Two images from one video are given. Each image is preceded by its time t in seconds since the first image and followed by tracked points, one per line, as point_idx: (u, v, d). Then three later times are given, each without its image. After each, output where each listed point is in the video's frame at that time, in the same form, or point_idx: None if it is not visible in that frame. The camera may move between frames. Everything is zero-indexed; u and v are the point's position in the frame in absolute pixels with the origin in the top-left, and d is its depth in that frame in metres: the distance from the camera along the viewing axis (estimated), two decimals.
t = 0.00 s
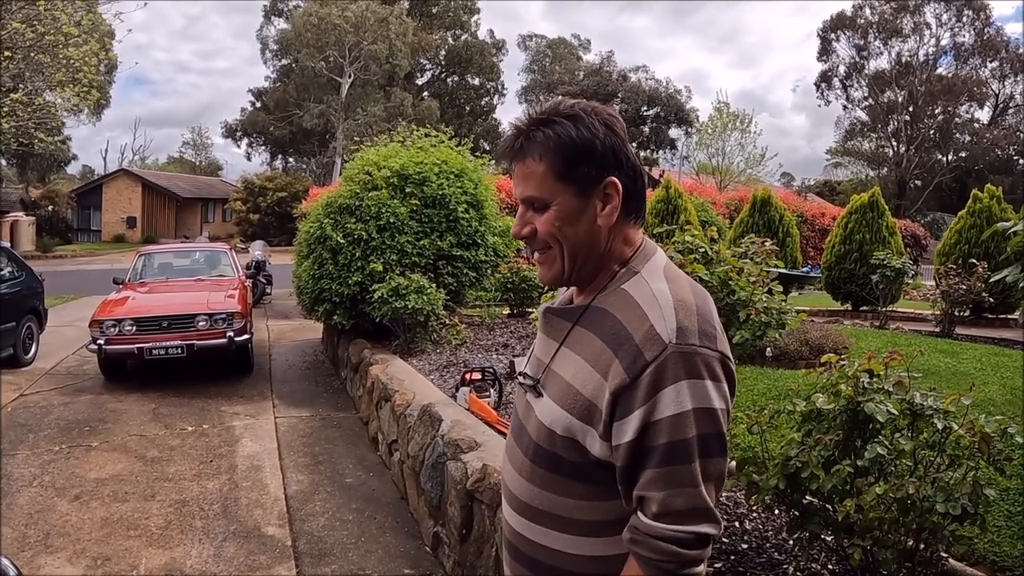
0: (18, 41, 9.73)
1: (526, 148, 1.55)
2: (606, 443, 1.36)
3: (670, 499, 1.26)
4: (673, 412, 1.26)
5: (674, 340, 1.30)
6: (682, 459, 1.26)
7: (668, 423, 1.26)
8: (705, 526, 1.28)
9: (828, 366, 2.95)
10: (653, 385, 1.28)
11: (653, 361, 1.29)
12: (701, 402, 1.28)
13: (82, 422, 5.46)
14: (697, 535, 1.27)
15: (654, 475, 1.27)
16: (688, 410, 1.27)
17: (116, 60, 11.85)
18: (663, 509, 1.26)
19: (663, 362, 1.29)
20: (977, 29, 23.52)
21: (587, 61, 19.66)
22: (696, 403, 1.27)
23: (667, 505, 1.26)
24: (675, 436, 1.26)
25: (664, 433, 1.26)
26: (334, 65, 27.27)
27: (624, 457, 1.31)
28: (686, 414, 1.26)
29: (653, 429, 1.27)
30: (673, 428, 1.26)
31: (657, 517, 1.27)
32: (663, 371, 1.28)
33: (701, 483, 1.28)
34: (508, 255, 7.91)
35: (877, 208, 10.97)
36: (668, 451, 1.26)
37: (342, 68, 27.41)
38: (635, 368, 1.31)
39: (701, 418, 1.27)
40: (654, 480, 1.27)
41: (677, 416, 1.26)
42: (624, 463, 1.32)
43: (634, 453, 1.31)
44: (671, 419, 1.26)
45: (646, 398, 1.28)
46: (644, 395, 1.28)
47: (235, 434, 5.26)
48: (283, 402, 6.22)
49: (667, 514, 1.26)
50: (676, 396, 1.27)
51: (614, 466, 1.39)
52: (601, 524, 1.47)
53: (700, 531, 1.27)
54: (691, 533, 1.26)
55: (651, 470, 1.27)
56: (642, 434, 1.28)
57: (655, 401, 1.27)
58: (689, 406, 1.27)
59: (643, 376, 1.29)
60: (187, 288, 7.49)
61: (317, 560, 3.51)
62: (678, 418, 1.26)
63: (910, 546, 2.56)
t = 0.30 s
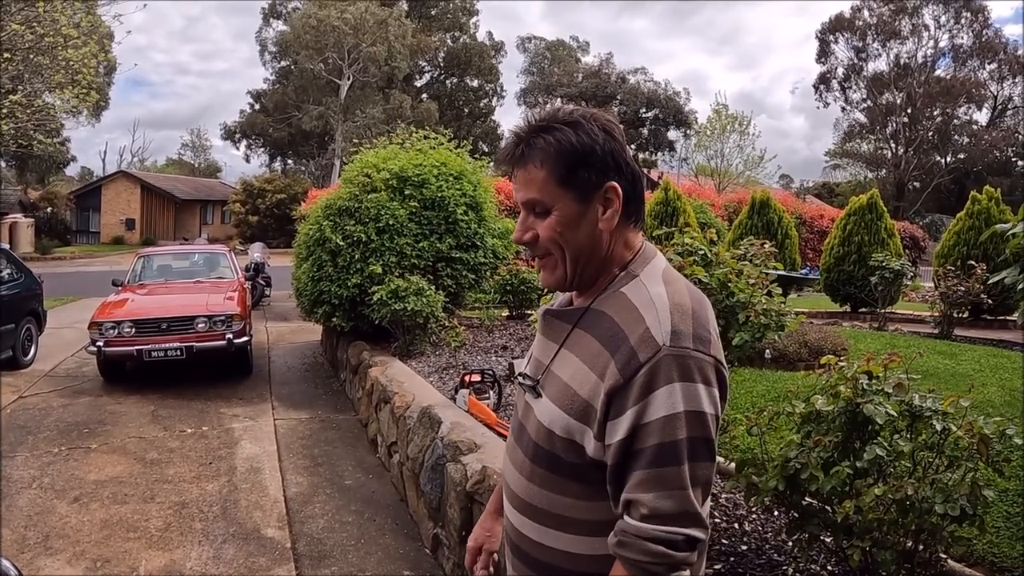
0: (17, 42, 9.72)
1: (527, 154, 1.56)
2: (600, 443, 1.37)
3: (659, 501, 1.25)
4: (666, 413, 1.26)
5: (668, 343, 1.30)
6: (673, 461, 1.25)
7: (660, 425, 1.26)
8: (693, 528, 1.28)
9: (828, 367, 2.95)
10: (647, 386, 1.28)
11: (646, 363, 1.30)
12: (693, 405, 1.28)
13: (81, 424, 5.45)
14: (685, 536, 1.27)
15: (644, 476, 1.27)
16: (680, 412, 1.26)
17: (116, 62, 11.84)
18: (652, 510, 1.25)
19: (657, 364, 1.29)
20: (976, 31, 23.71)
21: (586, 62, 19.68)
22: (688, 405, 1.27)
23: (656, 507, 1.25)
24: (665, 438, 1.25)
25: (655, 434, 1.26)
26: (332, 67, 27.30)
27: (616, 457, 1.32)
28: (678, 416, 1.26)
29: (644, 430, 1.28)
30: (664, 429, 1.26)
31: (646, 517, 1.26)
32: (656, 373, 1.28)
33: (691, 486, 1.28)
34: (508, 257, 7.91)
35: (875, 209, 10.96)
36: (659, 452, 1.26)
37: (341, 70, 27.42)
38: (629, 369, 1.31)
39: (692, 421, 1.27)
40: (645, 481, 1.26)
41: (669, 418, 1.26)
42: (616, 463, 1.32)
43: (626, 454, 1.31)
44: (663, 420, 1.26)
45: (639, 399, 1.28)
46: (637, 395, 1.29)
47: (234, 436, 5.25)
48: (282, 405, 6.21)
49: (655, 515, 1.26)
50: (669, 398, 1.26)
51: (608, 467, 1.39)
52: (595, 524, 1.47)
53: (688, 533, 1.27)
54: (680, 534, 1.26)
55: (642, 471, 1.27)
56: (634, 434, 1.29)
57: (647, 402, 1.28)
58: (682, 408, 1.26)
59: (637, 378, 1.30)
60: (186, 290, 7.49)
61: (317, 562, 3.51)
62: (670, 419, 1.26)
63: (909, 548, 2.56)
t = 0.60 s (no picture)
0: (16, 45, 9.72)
1: (548, 149, 1.55)
2: (601, 442, 1.37)
3: (662, 498, 1.26)
4: (668, 412, 1.27)
5: (670, 343, 1.31)
6: (675, 459, 1.26)
7: (662, 424, 1.27)
8: (695, 524, 1.29)
9: (826, 370, 2.94)
10: (649, 386, 1.29)
11: (649, 363, 1.30)
12: (695, 404, 1.28)
13: (80, 427, 5.44)
14: (687, 532, 1.27)
15: (647, 474, 1.27)
16: (682, 411, 1.27)
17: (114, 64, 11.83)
18: (655, 507, 1.26)
19: (660, 363, 1.29)
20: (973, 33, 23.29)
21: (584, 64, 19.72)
22: (689, 404, 1.28)
23: (659, 504, 1.26)
24: (667, 436, 1.26)
25: (657, 433, 1.27)
26: (330, 69, 27.32)
27: (617, 455, 1.32)
28: (679, 414, 1.27)
29: (647, 429, 1.28)
30: (666, 428, 1.26)
31: (650, 515, 1.27)
32: (658, 373, 1.29)
33: (692, 483, 1.28)
34: (506, 259, 7.92)
35: (873, 211, 10.95)
36: (662, 450, 1.26)
37: (340, 72, 27.48)
38: (631, 369, 1.31)
39: (694, 419, 1.28)
40: (647, 479, 1.27)
41: (671, 417, 1.27)
42: (617, 462, 1.32)
43: (627, 453, 1.31)
44: (665, 419, 1.27)
45: (641, 399, 1.28)
46: (639, 394, 1.29)
47: (232, 438, 5.25)
48: (280, 407, 6.21)
49: (657, 512, 1.26)
50: (671, 397, 1.27)
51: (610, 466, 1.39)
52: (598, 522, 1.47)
53: (690, 529, 1.28)
54: (682, 531, 1.27)
55: (644, 469, 1.28)
56: (636, 434, 1.29)
57: (650, 402, 1.28)
58: (683, 407, 1.27)
59: (639, 377, 1.30)
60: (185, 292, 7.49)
61: (315, 564, 3.50)
62: (672, 418, 1.26)
63: (908, 550, 2.57)
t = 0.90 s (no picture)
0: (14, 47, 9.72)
1: (588, 139, 1.51)
2: (611, 451, 1.37)
3: (674, 512, 1.26)
4: (685, 425, 1.27)
5: (691, 355, 1.30)
6: (689, 473, 1.26)
7: (678, 437, 1.26)
8: (705, 539, 1.29)
9: (822, 372, 2.95)
10: (666, 398, 1.28)
11: (667, 374, 1.29)
12: (712, 419, 1.29)
13: (77, 429, 5.44)
14: (697, 548, 1.28)
15: (659, 487, 1.27)
16: (699, 426, 1.27)
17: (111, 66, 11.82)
18: (665, 521, 1.27)
19: (679, 375, 1.28)
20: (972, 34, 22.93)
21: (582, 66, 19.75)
22: (707, 419, 1.28)
23: (670, 518, 1.27)
24: (683, 451, 1.26)
25: (673, 447, 1.27)
26: (328, 71, 27.34)
27: (628, 466, 1.32)
28: (696, 429, 1.26)
29: (662, 441, 1.28)
30: (682, 442, 1.26)
31: (660, 529, 1.27)
32: (676, 386, 1.28)
33: (705, 498, 1.29)
34: (503, 261, 7.92)
35: (871, 213, 10.97)
36: (676, 465, 1.26)
37: (337, 74, 27.50)
38: (649, 379, 1.30)
39: (710, 434, 1.28)
40: (659, 493, 1.27)
41: (688, 431, 1.27)
42: (627, 473, 1.33)
43: (640, 463, 1.31)
44: (681, 432, 1.26)
45: (658, 410, 1.28)
46: (655, 406, 1.28)
47: (230, 440, 5.24)
48: (278, 409, 6.19)
49: (668, 527, 1.27)
50: (688, 411, 1.27)
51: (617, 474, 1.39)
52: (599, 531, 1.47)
53: (700, 545, 1.28)
54: (693, 546, 1.27)
55: (656, 483, 1.28)
56: (650, 445, 1.29)
57: (666, 414, 1.28)
58: (700, 421, 1.27)
59: (656, 389, 1.29)
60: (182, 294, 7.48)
61: (313, 566, 3.50)
62: (689, 432, 1.26)
63: (905, 551, 2.57)
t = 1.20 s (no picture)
0: (11, 47, 9.71)
1: (625, 137, 1.37)
2: (640, 468, 1.26)
3: (711, 534, 1.17)
4: (724, 443, 1.17)
5: (731, 369, 1.20)
6: (726, 493, 1.16)
7: (717, 455, 1.17)
8: (740, 563, 1.20)
9: (818, 373, 2.95)
10: (705, 414, 1.18)
11: (707, 390, 1.19)
12: (752, 436, 1.19)
13: (74, 429, 5.43)
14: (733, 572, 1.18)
15: (694, 508, 1.18)
16: (738, 443, 1.17)
17: (108, 66, 11.83)
18: (701, 543, 1.17)
19: (719, 391, 1.18)
20: (968, 36, 24.34)
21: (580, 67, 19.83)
22: (747, 436, 1.18)
23: (707, 539, 1.17)
24: (723, 470, 1.16)
25: (712, 464, 1.17)
26: (326, 72, 27.41)
27: (660, 485, 1.22)
28: (737, 447, 1.17)
29: (699, 460, 1.18)
30: (721, 460, 1.16)
31: (695, 551, 1.18)
32: (716, 400, 1.18)
33: (742, 519, 1.19)
34: (501, 263, 7.92)
35: (868, 215, 11.01)
36: (714, 486, 1.16)
37: (335, 75, 27.53)
38: (687, 394, 1.20)
39: (750, 452, 1.18)
40: (694, 514, 1.18)
41: (727, 449, 1.17)
42: (659, 491, 1.22)
43: (673, 482, 1.21)
44: (721, 450, 1.16)
45: (696, 427, 1.18)
46: (692, 422, 1.18)
47: (227, 441, 5.24)
48: (275, 410, 6.18)
49: (704, 549, 1.17)
50: (729, 429, 1.17)
51: (646, 491, 1.29)
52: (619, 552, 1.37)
53: (735, 566, 1.19)
54: (727, 568, 1.18)
55: (692, 503, 1.18)
56: (685, 463, 1.19)
57: (705, 431, 1.18)
58: (740, 439, 1.17)
59: (694, 404, 1.19)
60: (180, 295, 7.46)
61: (309, 568, 3.49)
62: (728, 450, 1.16)
63: (900, 552, 2.58)
